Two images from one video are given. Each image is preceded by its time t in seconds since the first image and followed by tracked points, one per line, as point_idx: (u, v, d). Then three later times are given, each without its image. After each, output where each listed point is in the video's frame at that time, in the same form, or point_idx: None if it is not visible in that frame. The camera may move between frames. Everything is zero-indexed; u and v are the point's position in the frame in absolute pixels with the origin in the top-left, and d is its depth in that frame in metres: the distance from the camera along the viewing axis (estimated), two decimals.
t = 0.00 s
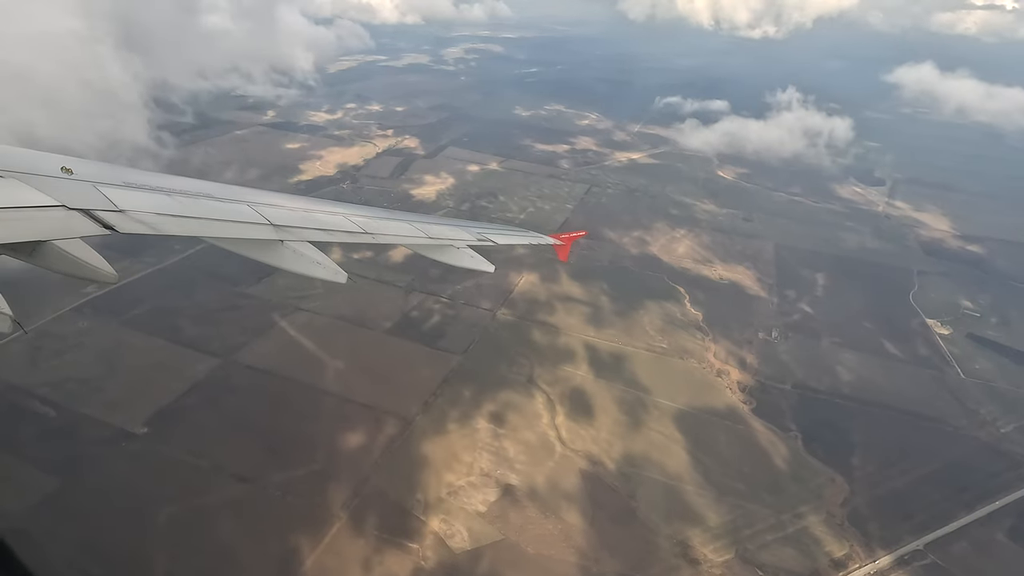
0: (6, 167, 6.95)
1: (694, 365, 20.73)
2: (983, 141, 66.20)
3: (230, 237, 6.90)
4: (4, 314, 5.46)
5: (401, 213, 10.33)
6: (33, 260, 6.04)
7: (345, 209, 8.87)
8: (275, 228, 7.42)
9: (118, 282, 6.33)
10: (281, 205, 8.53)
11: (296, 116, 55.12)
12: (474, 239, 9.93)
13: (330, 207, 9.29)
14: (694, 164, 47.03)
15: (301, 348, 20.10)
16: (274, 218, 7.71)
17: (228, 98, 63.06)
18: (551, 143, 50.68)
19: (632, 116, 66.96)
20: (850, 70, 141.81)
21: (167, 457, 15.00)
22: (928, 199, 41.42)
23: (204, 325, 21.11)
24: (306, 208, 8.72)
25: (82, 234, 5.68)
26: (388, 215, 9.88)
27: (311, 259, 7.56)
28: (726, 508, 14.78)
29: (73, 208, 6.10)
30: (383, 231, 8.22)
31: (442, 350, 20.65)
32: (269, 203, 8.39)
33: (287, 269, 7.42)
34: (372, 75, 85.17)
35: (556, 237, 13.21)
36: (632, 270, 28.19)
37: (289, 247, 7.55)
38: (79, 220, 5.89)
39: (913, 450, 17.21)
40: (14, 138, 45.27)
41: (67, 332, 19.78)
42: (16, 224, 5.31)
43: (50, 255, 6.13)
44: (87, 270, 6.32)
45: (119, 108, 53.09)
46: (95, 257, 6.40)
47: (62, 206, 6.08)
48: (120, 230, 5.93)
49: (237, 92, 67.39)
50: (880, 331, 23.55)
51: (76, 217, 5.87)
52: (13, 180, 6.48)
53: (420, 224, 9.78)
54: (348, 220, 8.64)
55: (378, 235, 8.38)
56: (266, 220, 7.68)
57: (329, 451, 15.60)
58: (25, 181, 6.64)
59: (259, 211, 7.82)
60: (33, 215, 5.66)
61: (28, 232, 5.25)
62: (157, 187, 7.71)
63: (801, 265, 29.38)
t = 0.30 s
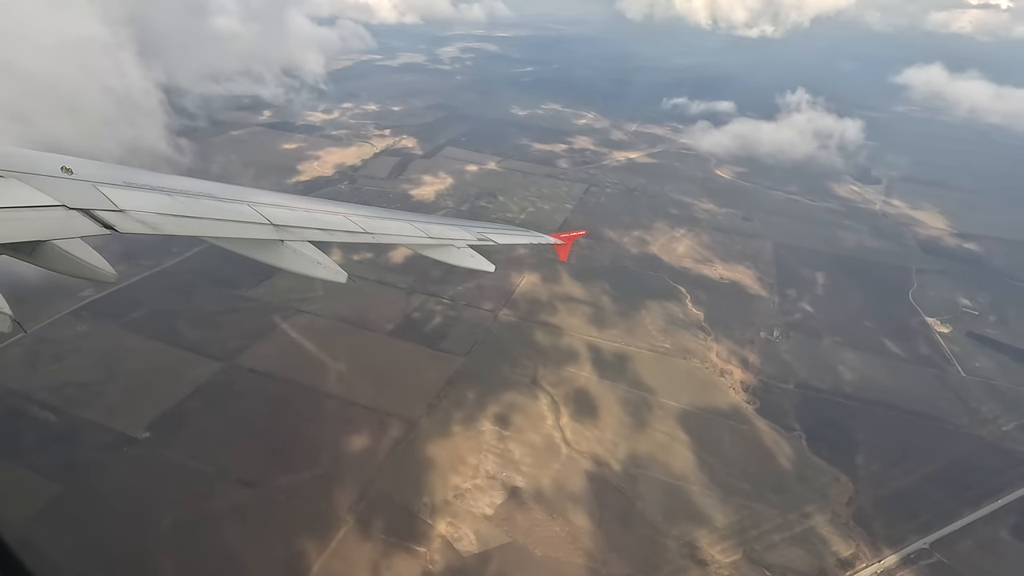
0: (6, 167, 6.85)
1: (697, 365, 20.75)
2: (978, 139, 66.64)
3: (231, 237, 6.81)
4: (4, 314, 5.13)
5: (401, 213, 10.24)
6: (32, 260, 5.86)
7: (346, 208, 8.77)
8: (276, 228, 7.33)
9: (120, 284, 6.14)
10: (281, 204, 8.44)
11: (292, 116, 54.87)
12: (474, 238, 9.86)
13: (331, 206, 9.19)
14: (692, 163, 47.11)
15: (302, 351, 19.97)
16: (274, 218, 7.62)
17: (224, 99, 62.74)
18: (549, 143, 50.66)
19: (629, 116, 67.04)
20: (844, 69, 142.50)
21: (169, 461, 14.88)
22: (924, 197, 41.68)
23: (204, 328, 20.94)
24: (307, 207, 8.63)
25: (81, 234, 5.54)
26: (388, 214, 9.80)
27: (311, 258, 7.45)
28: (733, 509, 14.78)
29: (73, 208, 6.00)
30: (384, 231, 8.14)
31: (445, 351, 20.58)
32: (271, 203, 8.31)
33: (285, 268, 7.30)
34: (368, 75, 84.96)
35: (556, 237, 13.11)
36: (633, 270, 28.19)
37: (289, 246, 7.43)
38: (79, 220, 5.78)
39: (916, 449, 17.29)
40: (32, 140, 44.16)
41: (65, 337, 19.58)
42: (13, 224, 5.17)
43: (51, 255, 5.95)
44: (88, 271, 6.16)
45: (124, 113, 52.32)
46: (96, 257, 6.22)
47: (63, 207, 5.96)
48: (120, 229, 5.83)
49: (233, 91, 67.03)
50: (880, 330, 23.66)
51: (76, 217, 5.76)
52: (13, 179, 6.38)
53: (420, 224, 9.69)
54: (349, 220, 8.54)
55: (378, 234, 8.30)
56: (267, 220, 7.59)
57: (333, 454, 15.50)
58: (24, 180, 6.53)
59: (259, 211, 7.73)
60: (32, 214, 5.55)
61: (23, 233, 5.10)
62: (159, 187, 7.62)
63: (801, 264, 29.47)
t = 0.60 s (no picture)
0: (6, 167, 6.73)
1: (699, 365, 20.77)
2: (972, 137, 67.13)
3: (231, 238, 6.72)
4: (4, 313, 4.92)
5: (400, 213, 10.16)
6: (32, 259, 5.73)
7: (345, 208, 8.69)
8: (276, 228, 7.24)
9: (121, 284, 6.03)
10: (281, 205, 8.34)
11: (289, 117, 54.62)
12: (474, 238, 9.80)
13: (331, 206, 9.11)
14: (689, 163, 47.23)
15: (304, 353, 19.84)
16: (275, 219, 7.53)
17: (220, 100, 62.43)
18: (547, 142, 50.65)
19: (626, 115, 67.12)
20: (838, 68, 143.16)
21: (170, 465, 14.77)
22: (921, 195, 41.93)
23: (205, 331, 20.78)
24: (307, 208, 8.55)
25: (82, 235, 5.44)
26: (388, 214, 9.72)
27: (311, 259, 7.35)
28: (739, 509, 14.79)
29: (72, 208, 5.90)
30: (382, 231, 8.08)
31: (448, 353, 20.50)
32: (271, 204, 8.22)
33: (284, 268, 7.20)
34: (364, 75, 84.73)
35: (555, 238, 13.05)
36: (634, 269, 28.20)
37: (289, 246, 7.34)
38: (79, 220, 5.68)
39: (920, 448, 17.36)
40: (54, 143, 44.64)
41: (63, 341, 19.39)
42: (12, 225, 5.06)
43: (50, 255, 5.83)
44: (88, 271, 6.00)
45: (131, 119, 51.50)
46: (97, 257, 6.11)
47: (63, 207, 5.86)
48: (119, 229, 5.73)
49: (229, 92, 66.73)
50: (881, 328, 23.76)
51: (76, 218, 5.66)
52: (13, 180, 6.27)
53: (419, 224, 9.62)
54: (348, 220, 8.45)
55: (377, 235, 8.23)
56: (267, 220, 7.50)
57: (338, 458, 15.43)
58: (23, 181, 6.42)
59: (259, 212, 7.64)
60: (31, 214, 5.45)
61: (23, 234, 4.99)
62: (159, 187, 7.51)
63: (800, 263, 29.57)
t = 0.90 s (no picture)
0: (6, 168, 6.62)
1: (702, 365, 20.78)
2: (966, 136, 67.64)
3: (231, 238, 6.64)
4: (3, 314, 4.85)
5: (400, 213, 10.09)
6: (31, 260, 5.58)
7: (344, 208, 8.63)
8: (275, 228, 7.17)
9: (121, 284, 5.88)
10: (280, 206, 8.26)
11: (286, 117, 54.30)
12: (474, 239, 9.74)
13: (330, 206, 9.04)
14: (687, 162, 47.32)
15: (307, 356, 19.71)
16: (275, 219, 7.45)
17: (216, 100, 61.99)
18: (545, 142, 50.60)
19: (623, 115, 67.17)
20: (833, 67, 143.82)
21: (171, 470, 14.66)
22: (917, 194, 42.17)
23: (206, 334, 20.61)
24: (306, 208, 8.47)
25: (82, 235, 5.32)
26: (388, 214, 9.65)
27: (310, 260, 7.28)
28: (745, 509, 14.79)
29: (72, 208, 5.81)
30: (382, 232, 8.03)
31: (451, 355, 20.42)
32: (270, 204, 8.14)
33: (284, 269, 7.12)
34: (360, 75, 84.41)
35: (556, 238, 12.99)
36: (634, 270, 28.20)
37: (289, 247, 7.27)
38: (78, 220, 5.58)
39: (923, 447, 17.41)
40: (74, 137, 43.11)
41: (63, 345, 19.21)
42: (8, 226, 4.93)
43: (50, 255, 5.67)
44: (90, 273, 5.86)
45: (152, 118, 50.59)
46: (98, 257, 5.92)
47: (62, 207, 5.76)
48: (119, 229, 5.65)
49: (224, 93, 66.30)
50: (882, 327, 23.86)
51: (76, 218, 5.56)
52: (12, 180, 6.16)
53: (418, 224, 9.55)
54: (348, 221, 8.39)
55: (377, 235, 8.17)
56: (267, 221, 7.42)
57: (343, 461, 15.35)
58: (23, 181, 6.31)
59: (259, 212, 7.56)
60: (29, 214, 5.34)
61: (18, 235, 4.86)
62: (160, 188, 7.41)
63: (800, 262, 29.65)
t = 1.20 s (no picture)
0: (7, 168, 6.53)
1: (704, 366, 20.79)
2: (961, 135, 68.14)
3: (232, 240, 6.57)
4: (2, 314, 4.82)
5: (400, 215, 10.03)
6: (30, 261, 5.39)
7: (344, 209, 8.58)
8: (276, 230, 7.09)
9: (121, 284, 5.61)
10: (279, 206, 8.19)
11: (283, 118, 54.04)
12: (474, 241, 9.69)
13: (329, 207, 8.99)
14: (686, 162, 47.42)
15: (309, 359, 19.60)
16: (275, 221, 7.38)
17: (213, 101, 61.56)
18: (544, 142, 50.55)
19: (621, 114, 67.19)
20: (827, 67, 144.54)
21: (172, 475, 14.53)
22: (914, 193, 42.44)
23: (207, 338, 20.45)
24: (306, 210, 8.39)
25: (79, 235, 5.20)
26: (388, 216, 9.59)
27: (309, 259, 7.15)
28: (750, 510, 14.81)
29: (71, 208, 5.73)
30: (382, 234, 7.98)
31: (454, 357, 20.34)
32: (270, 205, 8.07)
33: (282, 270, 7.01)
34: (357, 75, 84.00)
35: (556, 239, 12.96)
36: (635, 270, 28.22)
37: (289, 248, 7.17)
38: (78, 221, 5.50)
39: (926, 447, 17.48)
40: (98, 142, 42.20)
41: (62, 349, 19.01)
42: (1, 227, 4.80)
43: (48, 255, 5.46)
44: (90, 273, 5.64)
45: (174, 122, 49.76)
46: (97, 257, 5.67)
47: (61, 208, 5.69)
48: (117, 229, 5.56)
49: (221, 94, 65.93)
50: (882, 327, 23.96)
51: (75, 218, 5.47)
52: (11, 180, 6.08)
53: (418, 226, 9.50)
54: (349, 222, 8.34)
55: (376, 237, 8.12)
56: (267, 222, 7.35)
57: (348, 466, 15.25)
58: (22, 181, 6.22)
59: (259, 213, 7.49)
60: (27, 214, 5.24)
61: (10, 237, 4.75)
62: (160, 188, 7.32)
63: (800, 262, 29.74)
